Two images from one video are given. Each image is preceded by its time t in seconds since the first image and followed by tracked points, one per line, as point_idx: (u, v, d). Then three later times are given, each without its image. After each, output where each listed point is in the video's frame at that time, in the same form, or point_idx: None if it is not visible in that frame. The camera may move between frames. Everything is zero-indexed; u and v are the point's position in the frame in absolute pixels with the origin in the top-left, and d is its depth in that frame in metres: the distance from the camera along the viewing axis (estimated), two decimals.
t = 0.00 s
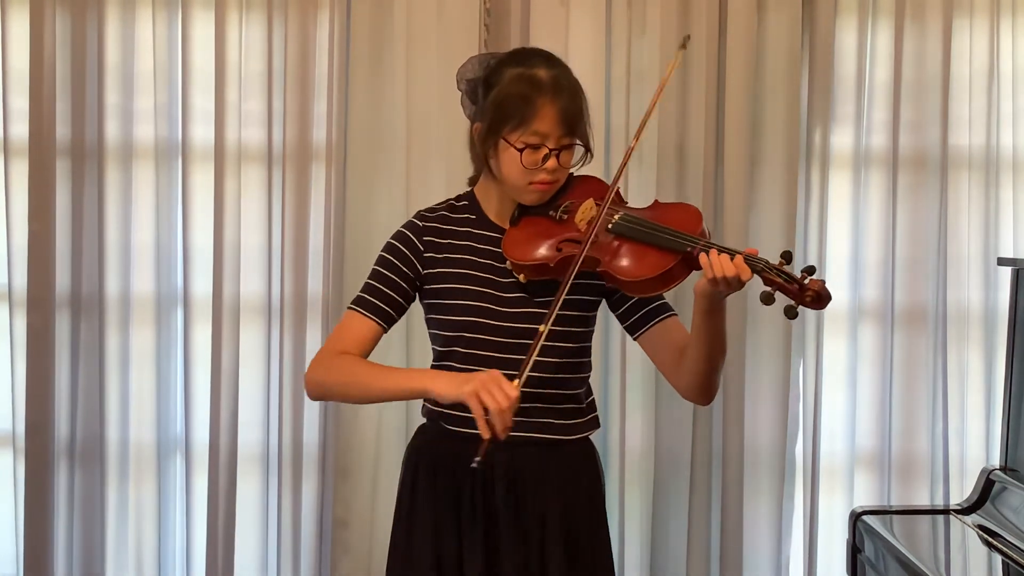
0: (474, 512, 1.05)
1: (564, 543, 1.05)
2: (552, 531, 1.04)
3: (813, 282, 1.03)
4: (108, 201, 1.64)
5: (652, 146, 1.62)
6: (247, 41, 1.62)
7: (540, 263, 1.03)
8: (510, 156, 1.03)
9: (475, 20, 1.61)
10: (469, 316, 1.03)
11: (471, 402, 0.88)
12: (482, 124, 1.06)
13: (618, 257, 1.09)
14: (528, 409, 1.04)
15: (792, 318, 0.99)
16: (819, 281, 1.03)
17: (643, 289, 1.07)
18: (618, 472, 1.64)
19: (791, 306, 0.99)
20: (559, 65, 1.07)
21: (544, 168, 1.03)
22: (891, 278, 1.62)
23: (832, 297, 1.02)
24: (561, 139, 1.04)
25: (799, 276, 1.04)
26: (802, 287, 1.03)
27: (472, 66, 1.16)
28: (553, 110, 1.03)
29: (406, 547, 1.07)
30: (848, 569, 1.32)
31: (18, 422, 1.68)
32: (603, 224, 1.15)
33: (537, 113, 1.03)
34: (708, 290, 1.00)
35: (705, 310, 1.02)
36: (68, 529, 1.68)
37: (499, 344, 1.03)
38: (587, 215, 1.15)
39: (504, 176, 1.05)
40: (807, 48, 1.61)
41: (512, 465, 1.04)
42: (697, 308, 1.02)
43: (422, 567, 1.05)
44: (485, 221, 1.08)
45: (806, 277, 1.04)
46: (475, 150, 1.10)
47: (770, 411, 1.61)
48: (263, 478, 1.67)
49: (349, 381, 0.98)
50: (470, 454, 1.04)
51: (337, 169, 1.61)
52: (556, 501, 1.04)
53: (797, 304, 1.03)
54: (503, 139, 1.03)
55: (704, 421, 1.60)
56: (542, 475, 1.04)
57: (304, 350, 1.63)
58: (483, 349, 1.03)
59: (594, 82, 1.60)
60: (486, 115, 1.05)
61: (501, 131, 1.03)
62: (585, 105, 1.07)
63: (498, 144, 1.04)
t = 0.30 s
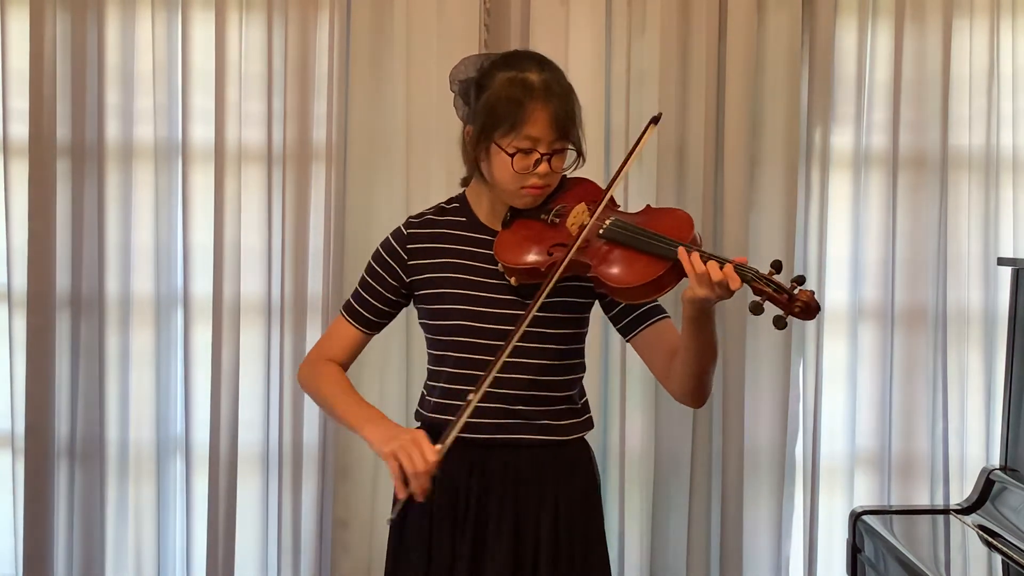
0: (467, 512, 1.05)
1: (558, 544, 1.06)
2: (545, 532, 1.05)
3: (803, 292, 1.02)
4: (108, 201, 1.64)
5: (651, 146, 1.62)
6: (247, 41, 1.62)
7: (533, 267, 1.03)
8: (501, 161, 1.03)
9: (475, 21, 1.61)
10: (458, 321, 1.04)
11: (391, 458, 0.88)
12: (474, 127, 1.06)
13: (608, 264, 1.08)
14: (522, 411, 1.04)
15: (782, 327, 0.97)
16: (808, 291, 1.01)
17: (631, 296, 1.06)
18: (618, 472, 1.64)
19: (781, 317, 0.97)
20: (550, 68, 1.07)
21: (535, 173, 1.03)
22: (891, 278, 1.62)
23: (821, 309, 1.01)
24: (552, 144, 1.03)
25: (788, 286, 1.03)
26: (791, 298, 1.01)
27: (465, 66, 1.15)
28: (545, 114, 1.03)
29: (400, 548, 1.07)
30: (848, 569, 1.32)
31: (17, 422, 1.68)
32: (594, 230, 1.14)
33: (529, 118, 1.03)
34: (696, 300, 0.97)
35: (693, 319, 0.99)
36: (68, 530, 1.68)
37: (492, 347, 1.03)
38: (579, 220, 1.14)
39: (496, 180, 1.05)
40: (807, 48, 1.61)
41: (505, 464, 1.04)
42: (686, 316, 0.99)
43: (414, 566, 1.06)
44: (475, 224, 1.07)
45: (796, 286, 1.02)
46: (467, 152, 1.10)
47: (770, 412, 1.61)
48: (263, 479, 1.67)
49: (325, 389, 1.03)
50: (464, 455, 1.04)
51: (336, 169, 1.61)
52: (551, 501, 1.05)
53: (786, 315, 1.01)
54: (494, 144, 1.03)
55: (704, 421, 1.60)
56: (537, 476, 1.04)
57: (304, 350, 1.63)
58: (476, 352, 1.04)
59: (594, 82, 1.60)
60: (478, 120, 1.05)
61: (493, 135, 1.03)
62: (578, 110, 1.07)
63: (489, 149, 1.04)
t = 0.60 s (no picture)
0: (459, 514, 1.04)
1: (548, 547, 1.06)
2: (537, 535, 1.05)
3: (795, 278, 1.02)
4: (108, 201, 1.64)
5: (650, 146, 1.62)
6: (246, 41, 1.62)
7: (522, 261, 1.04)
8: (490, 155, 1.03)
9: (475, 21, 1.61)
10: (446, 316, 1.04)
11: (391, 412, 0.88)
12: (463, 123, 1.06)
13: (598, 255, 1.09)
14: (513, 408, 1.04)
15: (773, 312, 0.97)
16: (800, 277, 1.02)
17: (621, 287, 1.07)
18: (618, 472, 1.64)
19: (772, 302, 0.98)
20: (540, 64, 1.07)
21: (525, 167, 1.03)
22: (891, 278, 1.62)
23: (812, 293, 1.01)
24: (542, 139, 1.04)
25: (779, 272, 1.03)
26: (783, 283, 1.02)
27: (454, 66, 1.15)
28: (534, 109, 1.03)
29: (391, 546, 1.07)
30: (848, 569, 1.32)
31: (17, 422, 1.68)
32: (583, 223, 1.15)
33: (518, 113, 1.03)
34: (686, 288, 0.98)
35: (682, 306, 0.99)
36: (68, 530, 1.68)
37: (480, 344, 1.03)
38: (568, 213, 1.15)
39: (485, 175, 1.05)
40: (806, 47, 1.61)
41: (499, 467, 1.03)
42: (674, 306, 1.00)
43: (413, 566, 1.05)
44: (464, 221, 1.07)
45: (787, 272, 1.02)
46: (456, 149, 1.10)
47: (770, 411, 1.61)
48: (263, 479, 1.67)
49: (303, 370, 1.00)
50: (457, 455, 1.04)
51: (337, 169, 1.61)
52: (542, 503, 1.05)
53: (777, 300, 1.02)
54: (483, 138, 1.03)
55: (704, 421, 1.60)
56: (530, 478, 1.04)
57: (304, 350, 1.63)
58: (464, 348, 1.03)
59: (593, 81, 1.60)
60: (467, 114, 1.05)
61: (482, 129, 1.03)
62: (567, 105, 1.07)
63: (479, 144, 1.04)
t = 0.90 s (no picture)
0: (461, 513, 1.04)
1: (548, 547, 1.06)
2: (537, 535, 1.05)
3: (813, 268, 1.03)
4: (108, 201, 1.64)
5: (651, 145, 1.62)
6: (247, 40, 1.62)
7: (528, 257, 1.03)
8: (498, 148, 1.03)
9: (475, 20, 1.61)
10: (452, 313, 1.03)
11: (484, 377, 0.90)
12: (466, 119, 1.06)
13: (607, 248, 1.09)
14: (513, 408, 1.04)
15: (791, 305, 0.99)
16: (818, 267, 1.02)
17: (632, 279, 1.07)
18: (618, 471, 1.64)
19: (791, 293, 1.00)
20: (542, 59, 1.09)
21: (532, 160, 1.03)
22: (891, 278, 1.62)
23: (831, 284, 1.01)
24: (548, 131, 1.05)
25: (796, 264, 1.04)
26: (801, 274, 1.03)
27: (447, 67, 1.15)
28: (541, 100, 1.04)
29: (390, 546, 1.06)
30: (848, 569, 1.32)
31: (17, 422, 1.68)
32: (591, 218, 1.14)
33: (525, 105, 1.04)
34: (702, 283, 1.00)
35: (695, 303, 1.01)
36: (68, 530, 1.68)
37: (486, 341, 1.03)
38: (576, 208, 1.14)
39: (489, 169, 1.05)
40: (806, 47, 1.61)
41: (500, 466, 1.04)
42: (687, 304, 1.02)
43: (411, 565, 1.05)
44: (463, 219, 1.08)
45: (805, 263, 1.03)
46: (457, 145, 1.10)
47: (770, 411, 1.61)
48: (263, 479, 1.67)
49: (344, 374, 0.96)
50: (459, 454, 1.04)
51: (337, 169, 1.61)
52: (543, 503, 1.05)
53: (795, 291, 1.02)
54: (491, 131, 1.03)
55: (705, 421, 1.60)
56: (529, 477, 1.04)
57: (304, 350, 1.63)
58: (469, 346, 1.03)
59: (593, 81, 1.60)
60: (471, 109, 1.05)
61: (488, 124, 1.03)
62: (570, 99, 1.08)
63: (484, 137, 1.03)
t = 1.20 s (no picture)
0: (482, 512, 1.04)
1: (569, 547, 1.05)
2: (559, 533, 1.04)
3: (839, 277, 1.01)
4: (108, 201, 1.64)
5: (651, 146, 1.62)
6: (247, 40, 1.62)
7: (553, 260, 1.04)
8: (521, 153, 1.02)
9: (475, 21, 1.61)
10: (472, 314, 1.03)
11: (464, 388, 0.90)
12: (489, 122, 1.05)
13: (632, 253, 1.09)
14: (531, 408, 1.04)
15: (819, 308, 0.96)
16: (845, 276, 1.01)
17: (657, 285, 1.08)
18: (619, 472, 1.64)
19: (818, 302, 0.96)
20: (566, 63, 1.08)
21: (555, 166, 1.03)
22: (891, 278, 1.62)
23: (858, 292, 1.00)
24: (571, 137, 1.04)
25: (823, 272, 1.02)
26: (828, 283, 1.01)
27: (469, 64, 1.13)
28: (566, 106, 1.03)
29: (407, 546, 1.06)
30: (848, 570, 1.32)
31: (17, 422, 1.68)
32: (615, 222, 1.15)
33: (550, 111, 1.03)
34: (725, 286, 0.98)
35: (717, 307, 1.00)
36: (68, 529, 1.68)
37: (505, 343, 1.03)
38: (599, 213, 1.15)
39: (512, 173, 1.04)
40: (807, 47, 1.60)
41: (522, 465, 1.04)
42: (711, 305, 1.00)
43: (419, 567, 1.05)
44: (484, 220, 1.07)
45: (832, 272, 1.02)
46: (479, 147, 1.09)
47: (770, 411, 1.61)
48: (263, 479, 1.66)
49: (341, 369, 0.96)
50: (479, 453, 1.04)
51: (337, 168, 1.61)
52: (565, 503, 1.05)
53: (823, 299, 1.01)
54: (514, 136, 1.02)
55: (704, 424, 1.59)
56: (534, 477, 1.04)
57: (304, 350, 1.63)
58: (488, 347, 1.03)
59: (594, 81, 1.60)
60: (495, 112, 1.04)
61: (511, 128, 1.03)
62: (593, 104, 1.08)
63: (508, 142, 1.03)
